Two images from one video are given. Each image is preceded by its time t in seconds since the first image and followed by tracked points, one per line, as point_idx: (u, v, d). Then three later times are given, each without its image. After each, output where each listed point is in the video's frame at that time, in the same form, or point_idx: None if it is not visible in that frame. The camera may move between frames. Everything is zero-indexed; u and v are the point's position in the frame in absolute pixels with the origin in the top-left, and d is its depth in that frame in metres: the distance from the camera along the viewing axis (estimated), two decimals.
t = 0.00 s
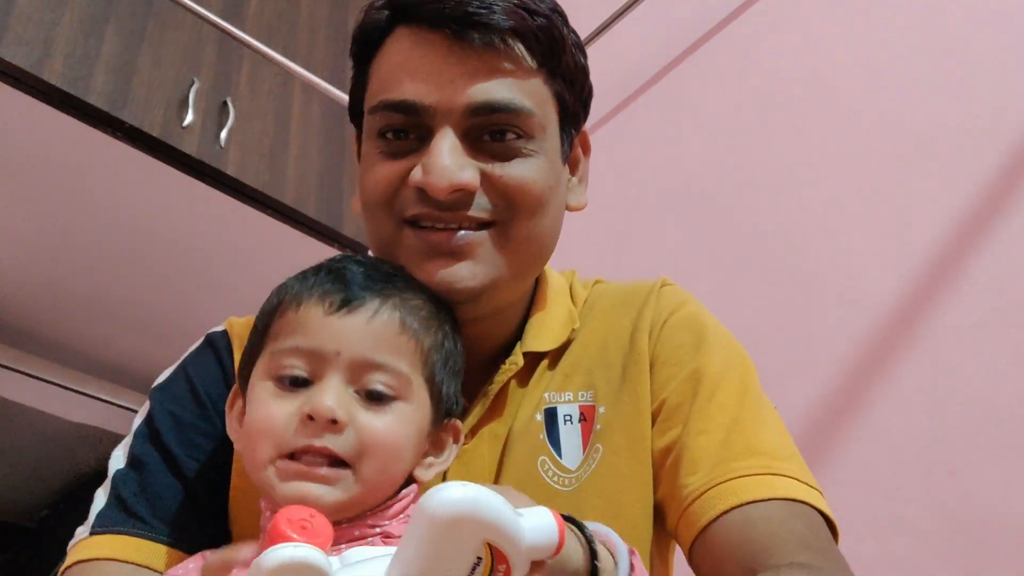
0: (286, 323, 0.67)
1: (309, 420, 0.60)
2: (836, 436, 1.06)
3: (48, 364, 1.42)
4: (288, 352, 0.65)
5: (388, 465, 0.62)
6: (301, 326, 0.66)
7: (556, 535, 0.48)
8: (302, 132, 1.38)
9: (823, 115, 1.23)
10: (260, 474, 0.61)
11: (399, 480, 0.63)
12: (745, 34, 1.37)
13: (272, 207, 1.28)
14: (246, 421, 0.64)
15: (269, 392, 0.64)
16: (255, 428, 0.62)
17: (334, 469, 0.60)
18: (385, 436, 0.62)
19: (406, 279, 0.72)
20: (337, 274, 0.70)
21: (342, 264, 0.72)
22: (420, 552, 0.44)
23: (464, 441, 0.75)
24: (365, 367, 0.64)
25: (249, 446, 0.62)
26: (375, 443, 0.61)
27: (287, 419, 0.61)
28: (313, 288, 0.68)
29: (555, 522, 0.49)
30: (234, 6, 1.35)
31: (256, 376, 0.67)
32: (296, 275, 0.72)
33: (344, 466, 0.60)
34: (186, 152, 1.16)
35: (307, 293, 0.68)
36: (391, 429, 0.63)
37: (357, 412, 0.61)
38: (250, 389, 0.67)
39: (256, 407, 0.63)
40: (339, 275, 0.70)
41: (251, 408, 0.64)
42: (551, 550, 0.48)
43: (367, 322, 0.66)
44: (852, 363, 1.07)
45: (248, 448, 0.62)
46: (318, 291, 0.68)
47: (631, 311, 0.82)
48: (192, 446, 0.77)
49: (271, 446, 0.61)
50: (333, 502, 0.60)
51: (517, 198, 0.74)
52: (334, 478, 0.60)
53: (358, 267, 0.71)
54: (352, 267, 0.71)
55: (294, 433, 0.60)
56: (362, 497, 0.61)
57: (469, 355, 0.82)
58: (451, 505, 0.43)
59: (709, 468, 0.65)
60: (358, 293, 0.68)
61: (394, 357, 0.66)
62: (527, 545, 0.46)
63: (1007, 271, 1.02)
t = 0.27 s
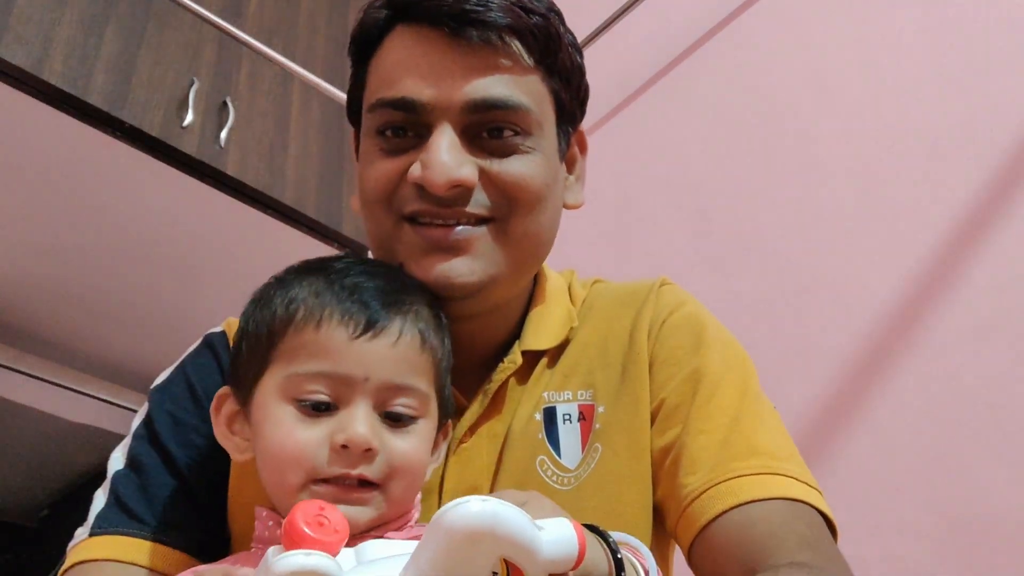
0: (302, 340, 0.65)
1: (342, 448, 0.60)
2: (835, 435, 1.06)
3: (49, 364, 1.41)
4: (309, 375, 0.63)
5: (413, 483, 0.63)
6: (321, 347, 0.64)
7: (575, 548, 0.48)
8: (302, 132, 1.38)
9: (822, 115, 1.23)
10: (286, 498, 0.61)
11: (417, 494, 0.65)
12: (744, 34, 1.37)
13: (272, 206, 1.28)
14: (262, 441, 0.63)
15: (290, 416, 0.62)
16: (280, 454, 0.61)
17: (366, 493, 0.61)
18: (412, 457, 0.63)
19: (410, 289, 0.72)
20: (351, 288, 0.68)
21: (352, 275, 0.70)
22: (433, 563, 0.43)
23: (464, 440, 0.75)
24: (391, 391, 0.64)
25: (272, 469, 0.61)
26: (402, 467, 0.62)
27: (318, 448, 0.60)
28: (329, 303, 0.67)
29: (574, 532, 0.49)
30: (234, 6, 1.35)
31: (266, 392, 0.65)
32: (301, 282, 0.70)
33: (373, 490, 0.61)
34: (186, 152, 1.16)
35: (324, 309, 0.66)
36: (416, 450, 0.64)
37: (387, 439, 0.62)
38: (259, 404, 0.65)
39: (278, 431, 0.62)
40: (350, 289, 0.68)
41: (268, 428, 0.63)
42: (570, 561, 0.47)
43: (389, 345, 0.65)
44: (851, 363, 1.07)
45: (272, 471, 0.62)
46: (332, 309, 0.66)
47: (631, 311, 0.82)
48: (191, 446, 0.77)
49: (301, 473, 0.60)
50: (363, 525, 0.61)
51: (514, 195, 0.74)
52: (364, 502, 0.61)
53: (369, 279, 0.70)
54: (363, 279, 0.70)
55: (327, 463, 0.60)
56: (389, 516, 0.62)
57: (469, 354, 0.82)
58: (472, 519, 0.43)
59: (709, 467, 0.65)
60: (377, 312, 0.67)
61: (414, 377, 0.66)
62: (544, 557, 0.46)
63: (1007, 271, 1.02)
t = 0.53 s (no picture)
0: (267, 351, 0.67)
1: (306, 451, 0.62)
2: (835, 434, 1.06)
3: (48, 364, 1.42)
4: (273, 383, 0.65)
5: (386, 480, 0.64)
6: (284, 355, 0.66)
7: (573, 549, 0.48)
8: (302, 131, 1.38)
9: (822, 115, 1.23)
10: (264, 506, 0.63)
11: (396, 490, 0.66)
12: (744, 34, 1.37)
13: (271, 206, 1.28)
14: (239, 452, 0.65)
15: (259, 425, 0.64)
16: (252, 462, 0.63)
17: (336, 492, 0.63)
18: (381, 454, 0.64)
19: (385, 295, 0.73)
20: (317, 296, 0.70)
21: (321, 283, 0.73)
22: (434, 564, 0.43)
23: (464, 439, 0.75)
24: (354, 390, 0.65)
25: (248, 478, 0.64)
26: (372, 463, 0.64)
27: (283, 453, 0.62)
28: (293, 312, 0.69)
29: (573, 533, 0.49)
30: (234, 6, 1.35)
31: (240, 403, 0.67)
32: (271, 296, 0.72)
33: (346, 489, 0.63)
34: (186, 152, 1.15)
35: (287, 317, 0.68)
36: (386, 446, 0.65)
37: (352, 437, 0.63)
38: (235, 416, 0.68)
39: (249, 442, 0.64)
40: (319, 297, 0.70)
41: (242, 438, 0.65)
42: (569, 561, 0.48)
43: (351, 345, 0.67)
44: (851, 363, 1.07)
45: (247, 480, 0.64)
46: (298, 316, 0.68)
47: (630, 310, 0.82)
48: (191, 446, 0.77)
49: (272, 479, 0.62)
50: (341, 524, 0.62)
51: (517, 193, 0.74)
52: (339, 502, 0.63)
53: (337, 287, 0.72)
54: (331, 287, 0.72)
55: (293, 466, 0.62)
56: (369, 514, 0.64)
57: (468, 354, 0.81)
58: (473, 520, 0.43)
59: (708, 467, 0.65)
60: (340, 316, 0.69)
61: (380, 374, 0.67)
62: (545, 558, 0.46)
63: (1006, 272, 1.02)
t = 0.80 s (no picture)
0: (258, 355, 0.68)
1: (297, 452, 0.62)
2: (835, 434, 1.06)
3: (48, 364, 1.42)
4: (264, 386, 0.66)
5: (377, 482, 0.65)
6: (275, 358, 0.67)
7: (569, 545, 0.49)
8: (302, 132, 1.38)
9: (823, 115, 1.23)
10: (257, 508, 0.64)
11: (388, 491, 0.66)
12: (745, 34, 1.37)
13: (272, 206, 1.28)
14: (232, 456, 0.66)
15: (250, 427, 0.65)
16: (244, 464, 0.64)
17: (327, 493, 0.63)
18: (372, 456, 0.65)
19: (375, 300, 0.74)
20: (307, 301, 0.71)
21: (311, 288, 0.74)
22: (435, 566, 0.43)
23: (466, 441, 0.75)
24: (344, 391, 0.66)
25: (240, 480, 0.64)
26: (361, 463, 0.64)
27: (274, 454, 0.63)
28: (283, 316, 0.70)
29: (570, 532, 0.50)
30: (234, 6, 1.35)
31: (233, 407, 0.68)
32: (262, 302, 0.73)
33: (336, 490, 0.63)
34: (186, 152, 1.15)
35: (277, 321, 0.69)
36: (376, 446, 0.66)
37: (341, 438, 0.64)
38: (228, 420, 0.69)
39: (241, 445, 0.65)
40: (310, 302, 0.71)
41: (235, 442, 0.66)
42: (566, 559, 0.49)
43: (340, 347, 0.68)
44: (851, 363, 1.08)
45: (240, 483, 0.65)
46: (289, 321, 0.69)
47: (632, 311, 0.82)
48: (193, 446, 0.77)
49: (264, 480, 0.63)
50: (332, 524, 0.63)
51: (524, 200, 0.74)
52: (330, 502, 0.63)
53: (327, 292, 0.73)
54: (321, 292, 0.73)
55: (284, 467, 0.63)
56: (360, 515, 0.64)
57: (471, 356, 0.81)
58: (475, 521, 0.43)
59: (708, 466, 0.65)
60: (329, 318, 0.69)
61: (370, 376, 0.68)
62: (542, 555, 0.47)
63: (1007, 272, 1.02)
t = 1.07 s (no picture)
0: (257, 355, 0.68)
1: (296, 453, 0.62)
2: (835, 435, 1.06)
3: (48, 364, 1.42)
4: (264, 387, 0.66)
5: (376, 484, 0.65)
6: (274, 359, 0.67)
7: (565, 544, 0.49)
8: (302, 132, 1.38)
9: (823, 115, 1.23)
10: (256, 509, 0.64)
11: (387, 493, 0.66)
12: (745, 34, 1.37)
13: (272, 207, 1.28)
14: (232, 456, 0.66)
15: (250, 429, 0.65)
16: (244, 465, 0.64)
17: (326, 495, 0.63)
18: (371, 458, 0.65)
19: (374, 300, 0.74)
20: (306, 301, 0.71)
21: (311, 289, 0.74)
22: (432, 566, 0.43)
23: (466, 441, 0.75)
24: (343, 393, 0.66)
25: (240, 481, 0.65)
26: (360, 465, 0.64)
27: (274, 456, 0.63)
28: (283, 317, 0.70)
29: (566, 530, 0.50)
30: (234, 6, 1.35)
31: (233, 408, 0.68)
32: (262, 302, 0.73)
33: (335, 492, 0.63)
34: (186, 152, 1.15)
35: (277, 322, 0.69)
36: (375, 448, 0.66)
37: (340, 440, 0.64)
38: (228, 421, 0.69)
39: (241, 445, 0.65)
40: (309, 303, 0.71)
41: (235, 442, 0.66)
42: (561, 557, 0.49)
43: (340, 348, 0.68)
44: (850, 363, 1.08)
45: (240, 484, 0.65)
46: (288, 321, 0.69)
47: (632, 310, 0.82)
48: (193, 447, 0.77)
49: (263, 482, 0.63)
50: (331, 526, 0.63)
51: (525, 208, 0.74)
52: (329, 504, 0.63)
53: (327, 292, 0.73)
54: (321, 293, 0.73)
55: (284, 469, 0.63)
56: (359, 516, 0.64)
57: (472, 356, 0.81)
58: (471, 520, 0.43)
59: (711, 464, 0.65)
60: (329, 319, 0.69)
61: (370, 378, 0.68)
62: (538, 555, 0.47)
63: (1007, 272, 1.02)
